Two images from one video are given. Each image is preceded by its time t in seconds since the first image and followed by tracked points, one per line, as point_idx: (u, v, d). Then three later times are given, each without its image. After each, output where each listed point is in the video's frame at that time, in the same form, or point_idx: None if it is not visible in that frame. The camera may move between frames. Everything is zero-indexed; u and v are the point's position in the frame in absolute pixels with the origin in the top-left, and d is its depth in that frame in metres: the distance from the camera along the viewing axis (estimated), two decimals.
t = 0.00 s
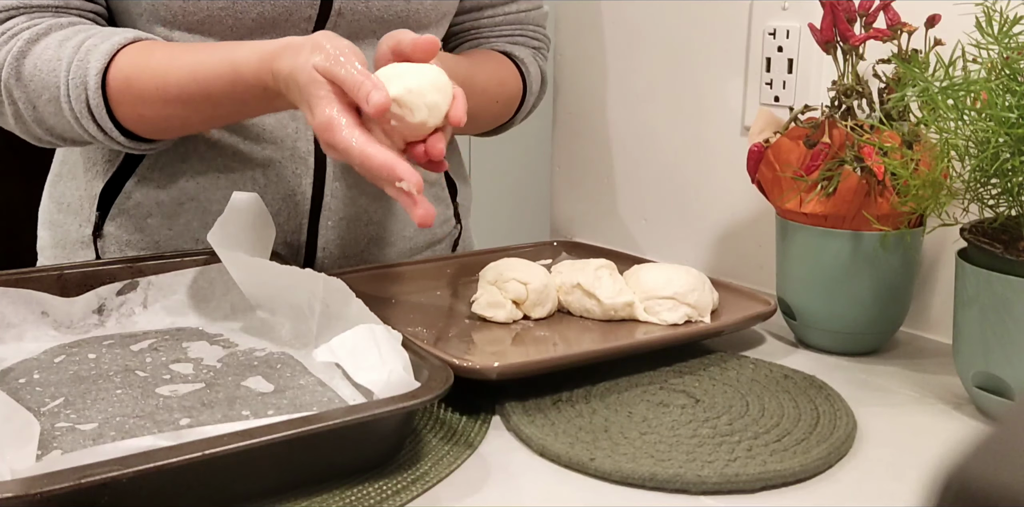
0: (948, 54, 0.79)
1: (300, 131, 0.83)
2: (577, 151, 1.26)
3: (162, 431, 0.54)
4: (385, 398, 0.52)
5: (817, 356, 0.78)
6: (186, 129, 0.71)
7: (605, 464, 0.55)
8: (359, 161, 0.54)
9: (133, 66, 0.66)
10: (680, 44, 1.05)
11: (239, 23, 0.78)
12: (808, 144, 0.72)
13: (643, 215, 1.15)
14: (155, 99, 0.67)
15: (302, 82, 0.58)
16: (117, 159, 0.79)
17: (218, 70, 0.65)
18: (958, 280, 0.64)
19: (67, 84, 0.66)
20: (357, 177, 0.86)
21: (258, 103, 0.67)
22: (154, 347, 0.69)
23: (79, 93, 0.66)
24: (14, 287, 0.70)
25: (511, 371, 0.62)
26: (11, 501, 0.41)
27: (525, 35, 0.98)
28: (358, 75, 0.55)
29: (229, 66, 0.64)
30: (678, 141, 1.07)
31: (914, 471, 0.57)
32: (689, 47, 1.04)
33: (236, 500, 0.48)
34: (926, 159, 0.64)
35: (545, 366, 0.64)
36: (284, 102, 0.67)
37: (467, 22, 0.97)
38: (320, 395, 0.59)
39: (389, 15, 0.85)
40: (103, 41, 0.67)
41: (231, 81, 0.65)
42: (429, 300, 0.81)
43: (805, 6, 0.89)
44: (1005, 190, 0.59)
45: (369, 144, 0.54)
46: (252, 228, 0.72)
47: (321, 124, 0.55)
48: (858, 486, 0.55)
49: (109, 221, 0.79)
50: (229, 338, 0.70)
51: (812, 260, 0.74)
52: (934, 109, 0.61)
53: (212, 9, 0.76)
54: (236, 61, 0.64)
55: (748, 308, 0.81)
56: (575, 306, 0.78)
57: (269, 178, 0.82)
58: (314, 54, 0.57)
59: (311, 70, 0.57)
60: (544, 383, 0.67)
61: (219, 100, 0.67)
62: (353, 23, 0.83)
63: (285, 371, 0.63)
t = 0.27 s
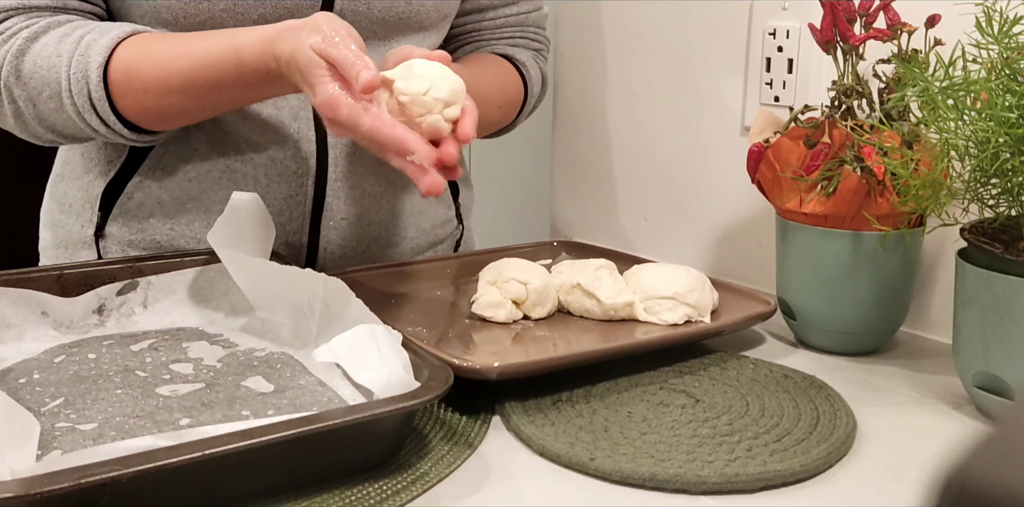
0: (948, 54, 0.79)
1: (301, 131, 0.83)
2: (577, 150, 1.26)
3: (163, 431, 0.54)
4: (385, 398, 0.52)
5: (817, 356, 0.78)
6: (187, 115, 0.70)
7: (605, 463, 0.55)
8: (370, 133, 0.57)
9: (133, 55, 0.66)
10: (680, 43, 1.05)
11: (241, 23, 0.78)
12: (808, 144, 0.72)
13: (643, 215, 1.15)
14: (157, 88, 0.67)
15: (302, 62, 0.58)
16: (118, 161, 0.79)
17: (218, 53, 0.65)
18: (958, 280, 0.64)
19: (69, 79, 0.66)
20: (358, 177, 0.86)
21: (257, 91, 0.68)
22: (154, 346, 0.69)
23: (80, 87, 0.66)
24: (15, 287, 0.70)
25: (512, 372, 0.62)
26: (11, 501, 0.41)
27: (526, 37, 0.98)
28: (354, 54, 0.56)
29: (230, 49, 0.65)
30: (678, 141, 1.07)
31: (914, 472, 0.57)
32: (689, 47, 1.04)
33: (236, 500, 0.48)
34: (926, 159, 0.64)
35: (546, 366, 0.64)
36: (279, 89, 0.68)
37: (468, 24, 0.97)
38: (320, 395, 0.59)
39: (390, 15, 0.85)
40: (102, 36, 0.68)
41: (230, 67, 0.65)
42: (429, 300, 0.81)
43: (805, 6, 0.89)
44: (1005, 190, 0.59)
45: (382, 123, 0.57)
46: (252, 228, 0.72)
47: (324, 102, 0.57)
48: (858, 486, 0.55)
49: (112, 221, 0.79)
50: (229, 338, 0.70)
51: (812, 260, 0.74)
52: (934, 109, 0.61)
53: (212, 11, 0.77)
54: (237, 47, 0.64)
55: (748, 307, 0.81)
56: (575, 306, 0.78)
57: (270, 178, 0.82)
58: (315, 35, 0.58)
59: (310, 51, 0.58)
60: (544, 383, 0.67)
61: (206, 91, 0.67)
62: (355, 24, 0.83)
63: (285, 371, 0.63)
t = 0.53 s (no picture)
0: (948, 54, 0.79)
1: (301, 131, 0.83)
2: (577, 150, 1.25)
3: (163, 431, 0.54)
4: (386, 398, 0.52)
5: (817, 356, 0.78)
6: (189, 106, 0.70)
7: (605, 463, 0.55)
8: (388, 107, 0.58)
9: (133, 47, 0.66)
10: (680, 43, 1.05)
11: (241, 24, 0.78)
12: (808, 144, 0.72)
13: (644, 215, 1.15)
14: (160, 74, 0.67)
15: (312, 46, 0.60)
16: (118, 160, 0.79)
17: (221, 45, 0.66)
18: (958, 280, 0.64)
19: (68, 72, 0.66)
20: (358, 177, 0.86)
21: (263, 78, 0.69)
22: (154, 346, 0.69)
23: (80, 79, 0.66)
24: (15, 287, 0.70)
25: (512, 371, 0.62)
26: (11, 501, 0.41)
27: (527, 36, 0.97)
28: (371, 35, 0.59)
29: (232, 40, 0.65)
30: (678, 141, 1.07)
31: (914, 472, 0.57)
32: (689, 47, 1.04)
33: (236, 501, 0.48)
34: (927, 159, 0.64)
35: (546, 367, 0.64)
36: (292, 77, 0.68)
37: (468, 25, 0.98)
38: (320, 395, 0.59)
39: (390, 16, 0.85)
40: (100, 28, 0.68)
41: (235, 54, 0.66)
42: (429, 300, 0.81)
43: (805, 6, 0.89)
44: (1005, 191, 0.59)
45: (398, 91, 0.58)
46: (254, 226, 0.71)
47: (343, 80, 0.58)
48: (858, 486, 0.55)
49: (111, 221, 0.79)
50: (229, 338, 0.70)
51: (813, 260, 0.74)
52: (934, 109, 0.61)
53: (211, 11, 0.77)
54: (242, 34, 0.65)
55: (749, 308, 0.81)
56: (575, 306, 0.78)
57: (270, 177, 0.82)
58: (321, 19, 0.60)
59: (321, 32, 0.60)
60: (544, 384, 0.67)
61: (225, 73, 0.67)
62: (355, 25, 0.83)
63: (285, 371, 0.63)
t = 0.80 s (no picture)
0: (948, 54, 0.79)
1: (301, 131, 0.83)
2: (577, 151, 1.26)
3: (162, 431, 0.54)
4: (386, 399, 0.52)
5: (817, 356, 0.78)
6: (184, 103, 0.71)
7: (605, 463, 0.55)
8: (387, 119, 0.61)
9: (126, 50, 0.67)
10: (680, 44, 1.05)
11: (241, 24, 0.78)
12: (808, 144, 0.72)
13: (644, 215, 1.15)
14: (156, 82, 0.68)
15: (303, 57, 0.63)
16: (119, 160, 0.79)
17: (216, 47, 0.67)
18: (958, 280, 0.64)
19: (65, 75, 0.66)
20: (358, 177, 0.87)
21: (262, 73, 0.70)
22: (154, 346, 0.69)
23: (77, 83, 0.66)
24: (15, 287, 0.70)
25: (512, 371, 0.62)
26: (11, 501, 0.41)
27: (531, 35, 0.97)
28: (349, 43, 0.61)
29: (224, 41, 0.67)
30: (678, 141, 1.07)
31: (914, 471, 0.57)
32: (690, 47, 1.04)
33: (235, 501, 0.48)
34: (927, 159, 0.64)
35: (546, 366, 0.64)
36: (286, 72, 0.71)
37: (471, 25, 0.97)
38: (320, 395, 0.59)
39: (390, 16, 0.85)
40: (95, 30, 0.67)
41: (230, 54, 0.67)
42: (429, 300, 0.81)
43: (805, 6, 0.89)
44: (1005, 190, 0.59)
45: (393, 104, 0.61)
46: (253, 227, 0.70)
47: (343, 97, 0.61)
48: (858, 486, 0.55)
49: (111, 221, 0.79)
50: (229, 338, 0.70)
51: (812, 260, 0.74)
52: (934, 109, 0.61)
53: (211, 12, 0.77)
54: (234, 38, 0.67)
55: (749, 307, 0.81)
56: (575, 306, 0.78)
57: (270, 177, 0.82)
58: (307, 32, 0.62)
59: (304, 46, 0.62)
60: (544, 384, 0.67)
61: (223, 77, 0.69)
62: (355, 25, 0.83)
63: (285, 371, 0.63)
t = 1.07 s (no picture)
0: (948, 54, 0.79)
1: (301, 131, 0.83)
2: (577, 151, 1.26)
3: (163, 431, 0.54)
4: (387, 399, 0.52)
5: (817, 356, 0.78)
6: (192, 105, 0.71)
7: (604, 463, 0.55)
8: (400, 125, 0.62)
9: (141, 50, 0.67)
10: (680, 43, 1.05)
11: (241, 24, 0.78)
12: (808, 144, 0.72)
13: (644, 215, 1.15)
14: (168, 81, 0.68)
15: (322, 57, 0.63)
16: (118, 160, 0.79)
17: (228, 47, 0.67)
18: (958, 280, 0.64)
19: (73, 73, 0.66)
20: (358, 177, 0.87)
21: (264, 79, 0.70)
22: (154, 346, 0.69)
23: (85, 81, 0.66)
24: (15, 287, 0.70)
25: (512, 371, 0.62)
26: (11, 501, 0.41)
27: (526, 35, 0.97)
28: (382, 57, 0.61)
29: (236, 42, 0.67)
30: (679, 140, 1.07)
31: (914, 471, 0.57)
32: (690, 47, 1.04)
33: (235, 501, 0.48)
34: (927, 159, 0.64)
35: (546, 366, 0.64)
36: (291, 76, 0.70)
37: (468, 24, 0.97)
38: (320, 395, 0.59)
39: (390, 16, 0.85)
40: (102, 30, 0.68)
41: (244, 59, 0.67)
42: (429, 300, 0.81)
43: (805, 6, 0.89)
44: (1005, 190, 0.59)
45: (407, 112, 0.62)
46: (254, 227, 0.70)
47: (356, 95, 0.62)
48: (859, 486, 0.55)
49: (111, 221, 0.79)
50: (229, 338, 0.70)
51: (813, 259, 0.74)
52: (934, 109, 0.61)
53: (212, 12, 0.77)
54: (248, 39, 0.67)
55: (749, 308, 0.81)
56: (575, 306, 0.78)
57: (270, 176, 0.82)
58: (335, 36, 0.62)
59: (334, 50, 0.62)
60: (544, 384, 0.67)
61: (234, 80, 0.69)
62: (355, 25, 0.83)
63: (285, 371, 0.63)
